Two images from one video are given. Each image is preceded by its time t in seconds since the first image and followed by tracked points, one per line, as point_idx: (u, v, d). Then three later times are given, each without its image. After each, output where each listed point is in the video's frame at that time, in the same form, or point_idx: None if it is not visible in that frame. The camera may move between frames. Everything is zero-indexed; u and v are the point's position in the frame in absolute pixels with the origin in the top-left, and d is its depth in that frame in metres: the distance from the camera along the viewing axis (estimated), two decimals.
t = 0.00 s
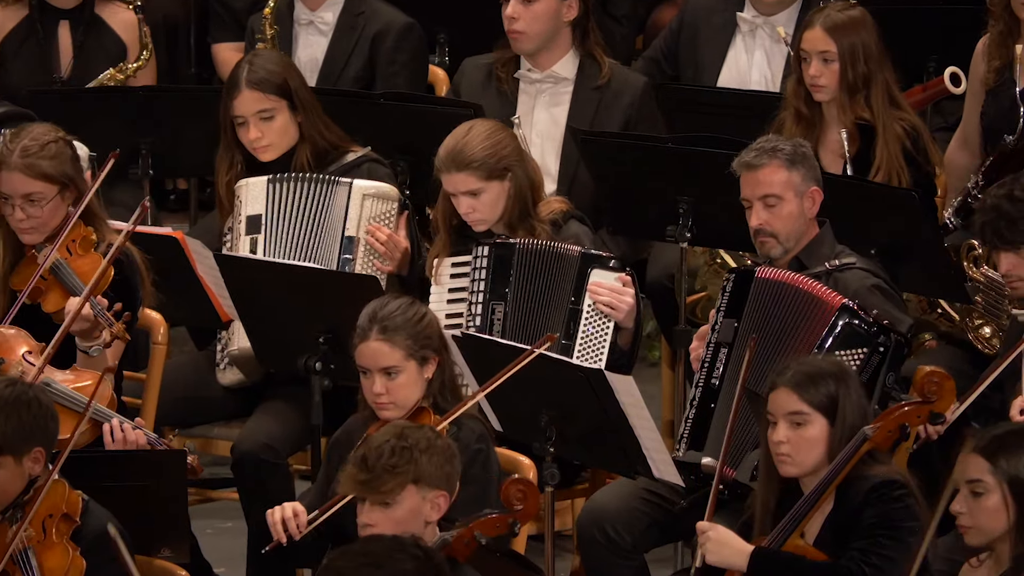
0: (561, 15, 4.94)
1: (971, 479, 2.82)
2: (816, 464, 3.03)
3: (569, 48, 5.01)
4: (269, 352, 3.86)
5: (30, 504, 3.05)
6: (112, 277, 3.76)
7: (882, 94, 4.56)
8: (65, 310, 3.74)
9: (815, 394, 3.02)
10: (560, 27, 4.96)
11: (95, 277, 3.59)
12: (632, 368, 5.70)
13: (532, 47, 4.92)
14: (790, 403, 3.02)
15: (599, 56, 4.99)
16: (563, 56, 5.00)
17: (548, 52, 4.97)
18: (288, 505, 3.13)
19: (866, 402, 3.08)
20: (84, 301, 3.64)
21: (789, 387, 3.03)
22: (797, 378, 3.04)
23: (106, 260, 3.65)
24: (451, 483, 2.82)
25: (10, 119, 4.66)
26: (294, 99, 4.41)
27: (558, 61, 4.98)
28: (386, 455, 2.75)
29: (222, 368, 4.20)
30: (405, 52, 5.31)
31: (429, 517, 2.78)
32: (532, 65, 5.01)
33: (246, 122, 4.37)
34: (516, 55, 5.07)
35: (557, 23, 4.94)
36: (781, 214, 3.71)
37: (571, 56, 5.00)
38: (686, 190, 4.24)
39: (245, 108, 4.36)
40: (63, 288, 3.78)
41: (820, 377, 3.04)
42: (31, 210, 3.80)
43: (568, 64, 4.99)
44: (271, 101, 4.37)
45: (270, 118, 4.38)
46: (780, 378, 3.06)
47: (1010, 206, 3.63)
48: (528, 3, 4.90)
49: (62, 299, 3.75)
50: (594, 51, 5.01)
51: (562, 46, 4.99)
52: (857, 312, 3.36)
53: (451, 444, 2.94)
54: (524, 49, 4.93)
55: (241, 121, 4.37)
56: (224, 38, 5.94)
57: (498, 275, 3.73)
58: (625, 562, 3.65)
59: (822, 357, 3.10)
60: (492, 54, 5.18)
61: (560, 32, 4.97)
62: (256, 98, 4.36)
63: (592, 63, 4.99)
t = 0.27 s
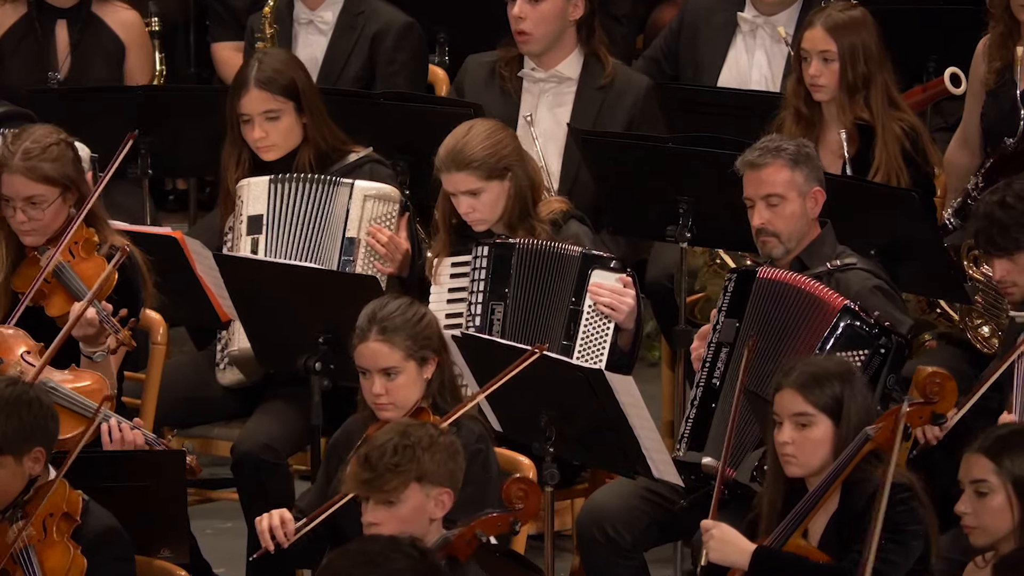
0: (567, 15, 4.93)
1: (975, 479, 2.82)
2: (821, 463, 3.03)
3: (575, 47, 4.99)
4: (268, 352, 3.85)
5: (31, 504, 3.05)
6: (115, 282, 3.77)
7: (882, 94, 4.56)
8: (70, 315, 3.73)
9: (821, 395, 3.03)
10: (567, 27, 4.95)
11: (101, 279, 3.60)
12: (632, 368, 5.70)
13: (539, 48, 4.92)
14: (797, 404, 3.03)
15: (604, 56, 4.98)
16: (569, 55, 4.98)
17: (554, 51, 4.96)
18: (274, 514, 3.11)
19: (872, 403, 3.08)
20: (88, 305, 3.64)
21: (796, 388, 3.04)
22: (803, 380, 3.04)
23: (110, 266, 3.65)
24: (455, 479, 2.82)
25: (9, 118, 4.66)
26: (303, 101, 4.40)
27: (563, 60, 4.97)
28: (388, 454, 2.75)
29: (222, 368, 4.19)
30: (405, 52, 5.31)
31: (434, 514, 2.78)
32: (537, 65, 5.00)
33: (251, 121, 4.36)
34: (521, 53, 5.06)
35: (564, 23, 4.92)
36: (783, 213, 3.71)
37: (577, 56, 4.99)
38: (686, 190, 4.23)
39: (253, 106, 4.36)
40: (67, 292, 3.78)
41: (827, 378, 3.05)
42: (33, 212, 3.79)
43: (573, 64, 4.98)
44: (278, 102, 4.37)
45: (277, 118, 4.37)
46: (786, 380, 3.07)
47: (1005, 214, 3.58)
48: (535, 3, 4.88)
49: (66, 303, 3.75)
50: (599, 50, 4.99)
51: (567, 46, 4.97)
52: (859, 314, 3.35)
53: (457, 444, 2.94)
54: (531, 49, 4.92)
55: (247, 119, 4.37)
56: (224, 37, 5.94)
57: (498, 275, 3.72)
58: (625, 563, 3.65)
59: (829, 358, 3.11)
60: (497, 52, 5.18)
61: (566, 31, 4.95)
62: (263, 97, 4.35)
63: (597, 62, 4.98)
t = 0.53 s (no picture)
0: (579, 15, 4.93)
1: (980, 481, 2.81)
2: (827, 465, 3.00)
3: (585, 49, 4.99)
4: (267, 352, 3.84)
5: (28, 504, 3.03)
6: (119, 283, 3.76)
7: (883, 95, 4.55)
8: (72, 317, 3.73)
9: (823, 397, 3.00)
10: (578, 29, 4.94)
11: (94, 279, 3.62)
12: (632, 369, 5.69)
13: (549, 49, 4.91)
14: (799, 405, 3.01)
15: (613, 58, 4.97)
16: (579, 55, 4.98)
17: (564, 52, 4.95)
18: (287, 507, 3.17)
19: (878, 402, 3.05)
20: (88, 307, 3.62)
21: (800, 390, 3.01)
22: (805, 381, 3.02)
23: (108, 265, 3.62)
24: (460, 478, 2.80)
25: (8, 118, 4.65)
26: (297, 109, 4.37)
27: (572, 61, 4.96)
28: (393, 454, 2.73)
29: (221, 368, 4.18)
30: (404, 51, 5.30)
31: (439, 514, 2.77)
32: (545, 65, 5.00)
33: (247, 127, 4.35)
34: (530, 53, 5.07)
35: (574, 24, 4.91)
36: (782, 214, 3.70)
37: (586, 57, 4.98)
38: (687, 190, 4.22)
39: (248, 115, 4.34)
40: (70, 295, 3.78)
41: (830, 378, 3.02)
42: (35, 214, 3.78)
43: (582, 66, 4.97)
44: (273, 109, 4.34)
45: (272, 124, 4.35)
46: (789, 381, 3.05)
47: (1010, 218, 3.58)
48: (547, 3, 4.87)
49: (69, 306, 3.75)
50: (608, 52, 4.98)
51: (577, 47, 4.97)
52: (858, 309, 3.34)
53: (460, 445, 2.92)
54: (541, 50, 4.91)
55: (243, 124, 4.35)
56: (223, 37, 5.93)
57: (498, 274, 3.71)
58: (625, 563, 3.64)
59: (831, 358, 3.08)
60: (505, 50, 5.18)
61: (577, 32, 4.95)
62: (258, 104, 4.33)
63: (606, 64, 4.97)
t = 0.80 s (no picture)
0: (597, 17, 4.88)
1: (985, 483, 2.84)
2: (838, 463, 3.01)
3: (600, 50, 4.94)
4: (268, 351, 3.82)
5: (27, 504, 3.03)
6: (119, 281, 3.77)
7: (884, 95, 4.54)
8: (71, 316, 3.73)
9: (833, 395, 3.00)
10: (595, 30, 4.89)
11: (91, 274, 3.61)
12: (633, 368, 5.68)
13: (566, 48, 4.85)
14: (810, 403, 3.01)
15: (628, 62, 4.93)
16: (594, 57, 4.93)
17: (580, 52, 4.90)
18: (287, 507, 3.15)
19: (887, 401, 3.05)
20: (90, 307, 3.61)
21: (811, 388, 3.01)
22: (816, 379, 3.02)
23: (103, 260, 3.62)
24: (462, 481, 2.79)
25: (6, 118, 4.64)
26: (283, 115, 4.34)
27: (586, 63, 4.92)
28: (394, 459, 2.72)
29: (221, 368, 4.16)
30: (404, 51, 5.29)
31: (441, 518, 2.76)
32: (559, 65, 4.95)
33: (235, 134, 4.34)
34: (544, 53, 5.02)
35: (592, 26, 4.87)
36: (778, 213, 3.69)
37: (601, 59, 4.94)
38: (687, 190, 4.21)
39: (234, 122, 4.32)
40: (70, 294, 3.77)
41: (839, 376, 3.02)
42: (37, 212, 3.77)
43: (596, 68, 4.93)
44: (259, 118, 4.32)
45: (257, 132, 4.33)
46: (799, 379, 3.05)
47: None
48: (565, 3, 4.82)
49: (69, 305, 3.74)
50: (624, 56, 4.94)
51: (593, 49, 4.92)
52: (854, 305, 3.34)
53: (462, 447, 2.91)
54: (558, 49, 4.85)
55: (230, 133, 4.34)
56: (223, 37, 5.92)
57: (499, 274, 3.70)
58: (626, 564, 3.62)
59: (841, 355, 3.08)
60: (518, 48, 5.13)
61: (593, 34, 4.90)
62: (244, 114, 4.30)
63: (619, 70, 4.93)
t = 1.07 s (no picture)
0: (608, 23, 4.89)
1: (983, 486, 2.85)
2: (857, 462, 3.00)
3: (609, 55, 4.93)
4: (268, 351, 3.82)
5: (27, 505, 3.02)
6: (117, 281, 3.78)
7: (885, 94, 4.53)
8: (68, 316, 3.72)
9: (852, 394, 3.00)
10: (604, 35, 4.89)
11: (86, 270, 3.60)
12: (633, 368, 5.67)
13: (575, 50, 4.85)
14: (826, 401, 3.01)
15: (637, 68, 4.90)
16: (602, 61, 4.92)
17: (588, 55, 4.89)
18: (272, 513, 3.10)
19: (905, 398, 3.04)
20: (86, 307, 3.63)
21: (828, 387, 3.01)
22: (834, 377, 3.02)
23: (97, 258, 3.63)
24: (463, 486, 2.79)
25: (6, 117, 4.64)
26: (282, 114, 4.33)
27: (593, 67, 4.90)
28: (394, 465, 2.71)
29: (220, 369, 4.17)
30: (404, 50, 5.28)
31: (441, 522, 2.75)
32: (566, 68, 4.94)
33: (234, 132, 4.33)
34: (551, 55, 5.01)
35: (603, 31, 4.87)
36: (782, 211, 3.68)
37: (609, 64, 4.93)
38: (687, 190, 4.20)
39: (234, 120, 4.31)
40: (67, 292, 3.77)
41: (857, 374, 3.01)
42: (35, 211, 3.77)
43: (604, 72, 4.91)
44: (259, 117, 4.31)
45: (257, 130, 4.32)
46: (818, 377, 3.05)
47: None
48: (578, 6, 4.83)
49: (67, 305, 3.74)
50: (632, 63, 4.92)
51: (601, 54, 4.91)
52: (853, 304, 3.32)
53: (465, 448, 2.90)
54: (567, 50, 4.85)
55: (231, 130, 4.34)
56: (223, 37, 5.92)
57: (500, 274, 3.69)
58: (625, 565, 3.62)
59: (861, 353, 3.08)
60: (526, 50, 5.12)
61: (602, 39, 4.89)
62: (243, 111, 4.29)
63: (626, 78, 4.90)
